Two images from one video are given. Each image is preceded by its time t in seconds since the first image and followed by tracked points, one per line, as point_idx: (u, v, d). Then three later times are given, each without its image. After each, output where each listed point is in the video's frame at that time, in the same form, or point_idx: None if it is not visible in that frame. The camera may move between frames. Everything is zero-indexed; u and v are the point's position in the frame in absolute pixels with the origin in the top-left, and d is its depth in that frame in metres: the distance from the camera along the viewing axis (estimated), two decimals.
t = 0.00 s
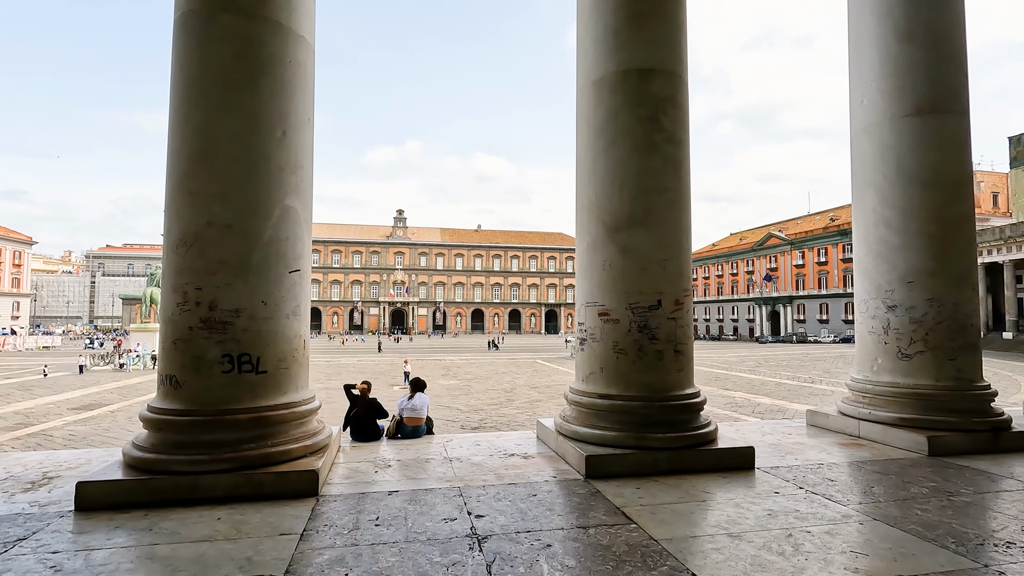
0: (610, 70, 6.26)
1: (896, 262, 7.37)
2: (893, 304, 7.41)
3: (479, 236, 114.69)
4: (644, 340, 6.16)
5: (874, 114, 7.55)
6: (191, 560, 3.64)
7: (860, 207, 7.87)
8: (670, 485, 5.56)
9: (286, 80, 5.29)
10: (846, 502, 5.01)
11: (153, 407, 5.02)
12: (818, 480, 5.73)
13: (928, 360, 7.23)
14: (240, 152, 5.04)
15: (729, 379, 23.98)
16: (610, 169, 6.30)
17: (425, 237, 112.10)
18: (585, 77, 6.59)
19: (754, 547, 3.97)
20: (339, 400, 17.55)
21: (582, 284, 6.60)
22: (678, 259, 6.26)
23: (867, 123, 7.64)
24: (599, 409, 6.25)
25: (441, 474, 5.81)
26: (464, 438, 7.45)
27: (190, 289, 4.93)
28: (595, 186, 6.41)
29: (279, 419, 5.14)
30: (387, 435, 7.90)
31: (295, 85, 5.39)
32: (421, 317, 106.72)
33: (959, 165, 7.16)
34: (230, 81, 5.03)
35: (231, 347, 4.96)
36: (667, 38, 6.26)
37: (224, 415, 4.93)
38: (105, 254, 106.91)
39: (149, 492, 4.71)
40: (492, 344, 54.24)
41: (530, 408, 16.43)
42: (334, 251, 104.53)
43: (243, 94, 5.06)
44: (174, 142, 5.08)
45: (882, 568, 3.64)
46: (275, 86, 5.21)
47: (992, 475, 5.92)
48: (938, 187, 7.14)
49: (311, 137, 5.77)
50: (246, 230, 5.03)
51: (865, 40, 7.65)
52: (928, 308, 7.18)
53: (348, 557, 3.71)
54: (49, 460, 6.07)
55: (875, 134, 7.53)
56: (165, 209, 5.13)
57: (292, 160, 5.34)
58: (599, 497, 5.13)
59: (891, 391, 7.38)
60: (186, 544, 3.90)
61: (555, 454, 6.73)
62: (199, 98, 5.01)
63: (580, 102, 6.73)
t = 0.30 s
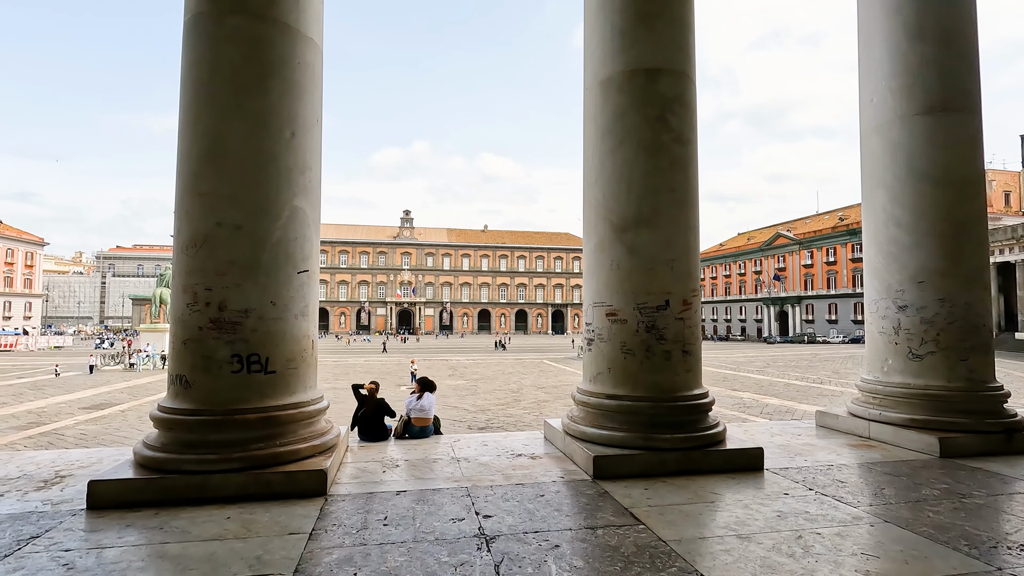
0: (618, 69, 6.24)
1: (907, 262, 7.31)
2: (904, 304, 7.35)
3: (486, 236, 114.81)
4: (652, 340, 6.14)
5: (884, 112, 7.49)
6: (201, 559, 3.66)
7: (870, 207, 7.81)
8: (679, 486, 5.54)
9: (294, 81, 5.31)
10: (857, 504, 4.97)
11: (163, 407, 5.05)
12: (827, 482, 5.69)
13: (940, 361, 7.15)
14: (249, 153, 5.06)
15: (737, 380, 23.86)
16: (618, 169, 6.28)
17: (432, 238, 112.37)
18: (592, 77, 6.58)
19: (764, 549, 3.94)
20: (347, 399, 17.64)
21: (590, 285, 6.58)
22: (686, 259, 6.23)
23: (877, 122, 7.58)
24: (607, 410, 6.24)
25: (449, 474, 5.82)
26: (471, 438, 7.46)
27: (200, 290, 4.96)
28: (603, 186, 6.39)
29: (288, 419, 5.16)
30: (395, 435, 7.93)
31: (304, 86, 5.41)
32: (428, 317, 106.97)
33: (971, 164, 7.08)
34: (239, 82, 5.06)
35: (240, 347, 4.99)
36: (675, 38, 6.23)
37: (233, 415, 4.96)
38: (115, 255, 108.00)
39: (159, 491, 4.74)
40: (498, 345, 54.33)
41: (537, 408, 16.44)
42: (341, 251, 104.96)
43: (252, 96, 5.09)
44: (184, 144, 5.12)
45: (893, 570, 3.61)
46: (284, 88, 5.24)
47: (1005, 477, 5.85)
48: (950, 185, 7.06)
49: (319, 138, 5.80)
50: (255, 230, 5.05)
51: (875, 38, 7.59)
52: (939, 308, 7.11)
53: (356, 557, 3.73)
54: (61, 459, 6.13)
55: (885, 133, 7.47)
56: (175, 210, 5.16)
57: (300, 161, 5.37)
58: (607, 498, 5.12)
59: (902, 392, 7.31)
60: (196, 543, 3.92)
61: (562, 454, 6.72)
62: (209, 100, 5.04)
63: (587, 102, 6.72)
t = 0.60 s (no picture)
0: (626, 68, 6.22)
1: (918, 262, 7.23)
2: (915, 304, 7.27)
3: (493, 237, 114.90)
4: (660, 341, 6.12)
5: (895, 110, 7.42)
6: (212, 557, 3.68)
7: (881, 206, 7.74)
8: (688, 487, 5.51)
9: (303, 82, 5.34)
10: (868, 506, 4.92)
11: (174, 407, 5.09)
12: (838, 483, 5.64)
13: (952, 362, 7.07)
14: (258, 154, 5.09)
15: (745, 380, 23.76)
16: (625, 169, 6.26)
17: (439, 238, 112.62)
18: (600, 77, 6.56)
19: (774, 550, 3.92)
20: (355, 399, 17.73)
21: (598, 285, 6.57)
22: (694, 259, 6.20)
23: (888, 120, 7.51)
24: (615, 410, 6.22)
25: (457, 474, 5.82)
26: (479, 438, 7.47)
27: (210, 291, 4.99)
28: (611, 186, 6.37)
29: (297, 418, 5.19)
30: (403, 435, 7.95)
31: (312, 87, 5.44)
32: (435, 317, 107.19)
33: (984, 162, 7.00)
34: (249, 83, 5.09)
35: (250, 347, 5.02)
36: (683, 36, 6.21)
37: (243, 414, 4.99)
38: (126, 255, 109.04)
39: (170, 490, 4.78)
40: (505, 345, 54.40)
41: (544, 408, 16.45)
42: (349, 252, 105.35)
43: (261, 97, 5.12)
44: (194, 146, 5.15)
45: (904, 573, 3.57)
46: (293, 89, 5.26)
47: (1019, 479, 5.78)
48: (962, 183, 6.98)
49: (327, 139, 5.82)
50: (264, 231, 5.08)
51: (886, 35, 7.52)
52: (952, 308, 7.03)
53: (365, 556, 3.74)
54: (74, 458, 6.20)
55: (896, 131, 7.40)
56: (186, 211, 5.20)
57: (309, 161, 5.39)
58: (615, 498, 5.10)
59: (913, 393, 7.25)
60: (206, 542, 3.94)
61: (570, 454, 6.71)
62: (219, 102, 5.08)
63: (595, 102, 6.70)
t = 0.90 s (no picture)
0: (635, 68, 6.20)
1: (932, 261, 7.15)
2: (929, 304, 7.19)
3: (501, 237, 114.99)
4: (670, 341, 6.09)
5: (908, 108, 7.34)
6: (223, 556, 3.71)
7: (894, 204, 7.65)
8: (698, 488, 5.48)
9: (313, 84, 5.37)
10: (881, 508, 4.87)
11: (186, 406, 5.13)
12: (851, 485, 5.59)
13: (967, 362, 6.97)
14: (268, 155, 5.12)
15: (755, 380, 23.64)
16: (634, 169, 6.24)
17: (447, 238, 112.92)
18: (608, 77, 6.54)
19: (786, 552, 3.89)
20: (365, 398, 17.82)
21: (607, 285, 6.55)
22: (704, 259, 6.17)
23: (901, 119, 7.43)
24: (625, 411, 6.19)
25: (466, 474, 5.83)
26: (488, 438, 7.47)
27: (222, 291, 5.04)
28: (620, 185, 6.36)
29: (308, 418, 5.22)
30: (412, 435, 7.97)
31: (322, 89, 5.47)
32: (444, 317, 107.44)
33: (999, 160, 6.90)
34: (259, 85, 5.12)
35: (261, 347, 5.05)
36: (693, 35, 6.18)
37: (254, 414, 5.03)
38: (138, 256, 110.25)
39: (182, 489, 4.82)
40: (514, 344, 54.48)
41: (553, 408, 16.46)
42: (358, 252, 105.79)
43: (272, 99, 5.15)
44: (206, 147, 5.20)
45: None
46: (303, 90, 5.29)
47: None
48: (977, 182, 6.89)
49: (337, 140, 5.85)
50: (275, 232, 5.11)
51: (899, 32, 7.44)
52: (966, 308, 6.94)
53: (376, 556, 3.75)
54: (88, 456, 6.27)
55: (909, 129, 7.32)
56: (198, 212, 5.25)
57: (319, 163, 5.41)
58: (625, 499, 5.08)
59: (927, 394, 7.17)
60: (218, 540, 3.97)
61: (580, 455, 6.70)
62: (230, 103, 5.12)
63: (603, 102, 6.69)
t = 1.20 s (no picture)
0: (655, 66, 6.15)
1: (964, 260, 6.95)
2: (960, 304, 7.00)
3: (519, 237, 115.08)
4: (691, 341, 6.02)
5: (938, 103, 7.15)
6: (249, 552, 3.77)
7: (924, 201, 7.46)
8: (720, 490, 5.41)
9: (334, 87, 5.43)
10: (911, 513, 4.75)
11: (212, 404, 5.23)
12: (878, 489, 5.46)
13: (1001, 364, 6.74)
14: (291, 158, 5.20)
15: (776, 382, 23.32)
16: (654, 168, 6.19)
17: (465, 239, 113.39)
18: (628, 75, 6.50)
19: (812, 557, 3.81)
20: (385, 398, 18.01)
21: (627, 285, 6.50)
22: (725, 258, 6.09)
23: (931, 114, 7.24)
24: (645, 411, 6.14)
25: (485, 474, 5.84)
26: (507, 439, 7.48)
27: (246, 292, 5.12)
28: (640, 185, 6.31)
29: (330, 417, 5.28)
30: (432, 434, 8.01)
31: (343, 92, 5.53)
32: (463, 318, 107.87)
33: None
34: (282, 89, 5.20)
35: (284, 347, 5.13)
36: (714, 32, 6.11)
37: (278, 413, 5.11)
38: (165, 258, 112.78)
39: (209, 486, 4.91)
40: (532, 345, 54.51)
41: (571, 408, 16.43)
42: (378, 253, 106.76)
43: (294, 102, 5.23)
44: (230, 150, 5.29)
45: None
46: (324, 94, 5.36)
47: None
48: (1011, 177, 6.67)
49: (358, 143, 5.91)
50: (297, 234, 5.18)
51: (929, 25, 7.25)
52: (1000, 307, 6.70)
53: (397, 554, 3.77)
54: (119, 453, 6.43)
55: (939, 124, 7.13)
56: (223, 214, 5.35)
57: (340, 165, 5.48)
58: (646, 501, 5.04)
59: (958, 396, 6.98)
60: (243, 537, 4.04)
61: (600, 456, 6.66)
62: (253, 107, 5.21)
63: (622, 101, 6.64)
